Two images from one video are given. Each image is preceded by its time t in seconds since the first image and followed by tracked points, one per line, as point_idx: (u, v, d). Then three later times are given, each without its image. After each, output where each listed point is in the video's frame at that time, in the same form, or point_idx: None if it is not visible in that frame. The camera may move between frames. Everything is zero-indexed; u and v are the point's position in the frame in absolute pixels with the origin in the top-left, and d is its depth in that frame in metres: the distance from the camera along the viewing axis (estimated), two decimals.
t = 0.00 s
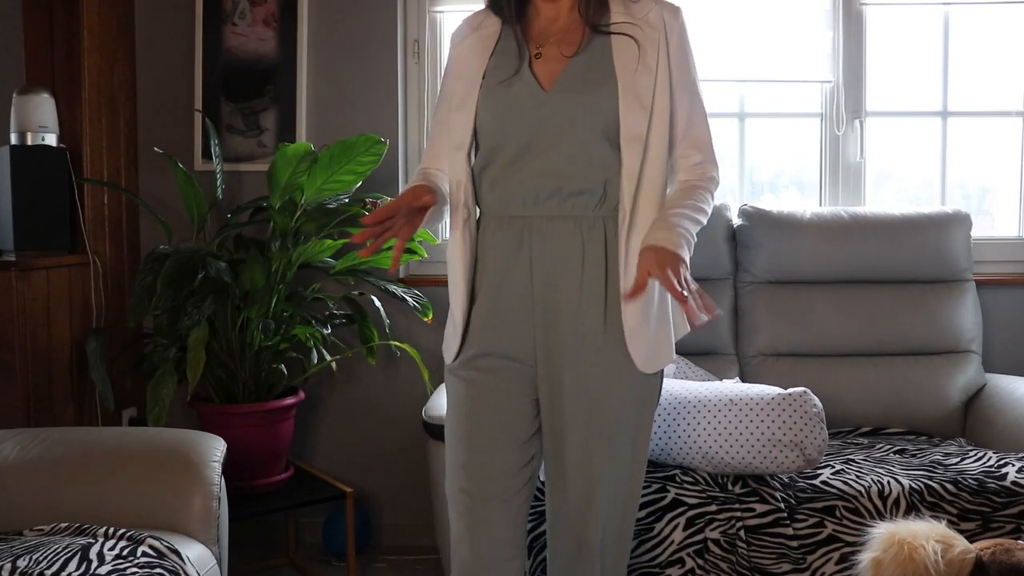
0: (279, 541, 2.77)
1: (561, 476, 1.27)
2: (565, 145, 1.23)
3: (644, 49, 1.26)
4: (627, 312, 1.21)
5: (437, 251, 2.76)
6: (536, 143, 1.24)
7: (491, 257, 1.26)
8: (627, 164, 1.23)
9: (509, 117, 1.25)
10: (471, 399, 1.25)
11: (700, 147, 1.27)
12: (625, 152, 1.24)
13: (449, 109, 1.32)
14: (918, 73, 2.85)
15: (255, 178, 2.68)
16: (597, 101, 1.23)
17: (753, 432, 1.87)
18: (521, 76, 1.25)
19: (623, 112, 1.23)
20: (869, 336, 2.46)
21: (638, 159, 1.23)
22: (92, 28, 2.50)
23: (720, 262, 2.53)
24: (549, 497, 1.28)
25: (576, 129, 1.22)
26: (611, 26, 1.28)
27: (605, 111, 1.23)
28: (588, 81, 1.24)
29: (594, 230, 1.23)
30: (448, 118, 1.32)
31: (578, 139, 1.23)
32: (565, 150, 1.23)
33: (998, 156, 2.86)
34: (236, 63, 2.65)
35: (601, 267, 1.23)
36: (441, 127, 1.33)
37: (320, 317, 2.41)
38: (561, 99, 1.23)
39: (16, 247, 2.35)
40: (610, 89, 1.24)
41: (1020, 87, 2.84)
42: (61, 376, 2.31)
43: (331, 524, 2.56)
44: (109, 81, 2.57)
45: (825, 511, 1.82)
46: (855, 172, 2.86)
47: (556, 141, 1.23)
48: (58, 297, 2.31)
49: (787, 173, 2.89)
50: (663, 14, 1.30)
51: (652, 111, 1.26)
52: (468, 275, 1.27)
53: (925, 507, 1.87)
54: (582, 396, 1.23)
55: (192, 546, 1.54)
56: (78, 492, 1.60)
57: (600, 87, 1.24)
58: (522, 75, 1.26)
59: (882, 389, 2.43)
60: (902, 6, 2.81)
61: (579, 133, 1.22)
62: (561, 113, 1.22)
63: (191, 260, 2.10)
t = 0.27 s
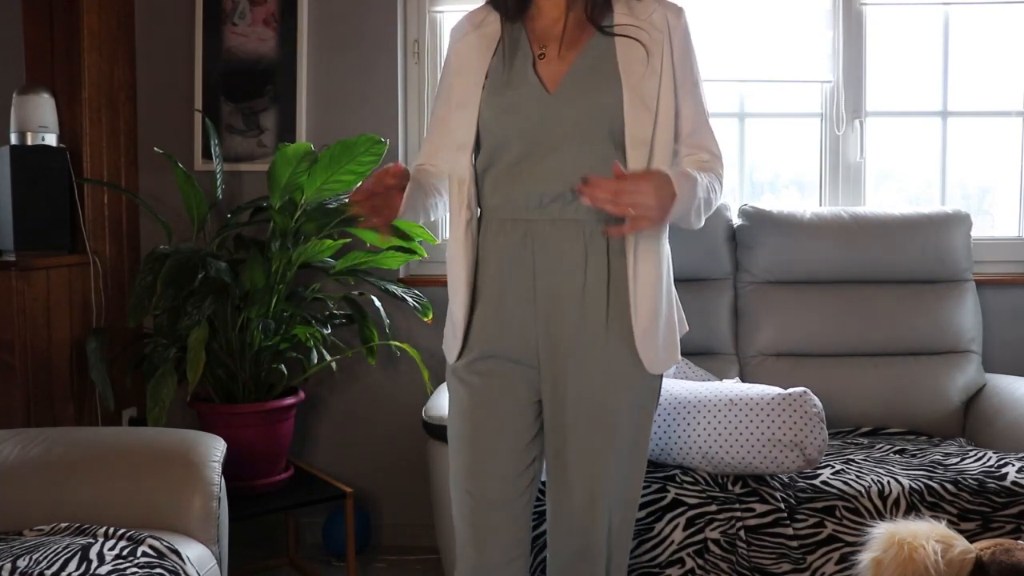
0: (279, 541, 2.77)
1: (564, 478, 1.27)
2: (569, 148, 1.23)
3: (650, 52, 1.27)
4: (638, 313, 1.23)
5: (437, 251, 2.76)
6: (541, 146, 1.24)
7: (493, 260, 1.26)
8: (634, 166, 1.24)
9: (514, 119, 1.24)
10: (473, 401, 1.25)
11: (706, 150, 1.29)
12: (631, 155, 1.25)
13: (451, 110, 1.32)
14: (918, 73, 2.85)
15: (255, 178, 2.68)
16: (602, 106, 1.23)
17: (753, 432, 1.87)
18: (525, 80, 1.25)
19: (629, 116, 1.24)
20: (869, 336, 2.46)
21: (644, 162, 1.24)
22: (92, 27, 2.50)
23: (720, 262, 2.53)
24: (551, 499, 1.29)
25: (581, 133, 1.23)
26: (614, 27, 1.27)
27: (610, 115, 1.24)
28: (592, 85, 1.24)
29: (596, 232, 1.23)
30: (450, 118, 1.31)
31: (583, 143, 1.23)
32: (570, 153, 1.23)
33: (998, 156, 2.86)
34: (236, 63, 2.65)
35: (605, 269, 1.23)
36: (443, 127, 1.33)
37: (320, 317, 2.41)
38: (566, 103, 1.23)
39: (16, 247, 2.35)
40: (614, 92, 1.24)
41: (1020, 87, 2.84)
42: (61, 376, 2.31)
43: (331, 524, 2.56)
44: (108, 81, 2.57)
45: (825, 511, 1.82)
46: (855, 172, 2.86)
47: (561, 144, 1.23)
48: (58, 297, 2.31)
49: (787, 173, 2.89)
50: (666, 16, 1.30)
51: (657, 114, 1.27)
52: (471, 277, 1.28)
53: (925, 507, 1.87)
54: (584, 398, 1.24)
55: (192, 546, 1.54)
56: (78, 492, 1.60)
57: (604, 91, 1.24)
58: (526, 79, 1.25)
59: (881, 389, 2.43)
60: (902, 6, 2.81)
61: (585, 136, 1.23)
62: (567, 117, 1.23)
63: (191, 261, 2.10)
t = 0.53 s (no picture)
0: (279, 541, 2.77)
1: (562, 478, 1.27)
2: (568, 149, 1.23)
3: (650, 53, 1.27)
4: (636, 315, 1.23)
5: (437, 251, 2.76)
6: (540, 146, 1.24)
7: (492, 260, 1.26)
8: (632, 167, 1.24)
9: (513, 118, 1.24)
10: (469, 400, 1.25)
11: (704, 152, 1.30)
12: (630, 156, 1.25)
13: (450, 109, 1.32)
14: (918, 72, 2.85)
15: (255, 178, 2.68)
16: (602, 106, 1.24)
17: (753, 432, 1.87)
18: (523, 79, 1.25)
19: (628, 116, 1.25)
20: (869, 336, 2.46)
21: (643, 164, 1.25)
22: (92, 27, 2.50)
23: (720, 262, 2.53)
24: (548, 499, 1.29)
25: (581, 133, 1.23)
26: (615, 27, 1.28)
27: (609, 115, 1.24)
28: (593, 85, 1.24)
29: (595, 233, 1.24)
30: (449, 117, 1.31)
31: (583, 143, 1.23)
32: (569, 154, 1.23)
33: (998, 156, 2.86)
34: (236, 62, 2.65)
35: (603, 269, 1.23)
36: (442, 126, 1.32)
37: (320, 317, 2.41)
38: (565, 102, 1.23)
39: (16, 247, 2.35)
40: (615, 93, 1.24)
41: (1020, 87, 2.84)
42: (61, 376, 2.31)
43: (331, 524, 2.56)
44: (109, 81, 2.57)
45: (825, 511, 1.82)
46: (855, 172, 2.86)
47: (561, 144, 1.23)
48: (58, 297, 2.31)
49: (787, 173, 2.89)
50: (666, 16, 1.30)
51: (655, 115, 1.27)
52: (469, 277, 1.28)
53: (925, 507, 1.87)
54: (583, 398, 1.24)
55: (192, 546, 1.54)
56: (78, 492, 1.60)
57: (604, 91, 1.24)
58: (524, 77, 1.25)
59: (881, 389, 2.43)
60: (902, 6, 2.81)
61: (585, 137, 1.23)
62: (567, 117, 1.23)
63: (191, 260, 2.10)
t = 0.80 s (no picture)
0: (279, 541, 2.77)
1: (561, 478, 1.27)
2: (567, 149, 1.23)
3: (648, 52, 1.26)
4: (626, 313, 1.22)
5: (437, 250, 2.76)
6: (539, 146, 1.24)
7: (490, 260, 1.26)
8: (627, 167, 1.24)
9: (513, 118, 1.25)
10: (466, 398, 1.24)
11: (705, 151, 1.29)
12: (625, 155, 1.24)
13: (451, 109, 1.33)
14: (918, 72, 2.85)
15: (255, 178, 2.68)
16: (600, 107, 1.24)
17: (753, 432, 1.87)
18: (523, 79, 1.26)
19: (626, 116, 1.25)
20: (869, 337, 2.46)
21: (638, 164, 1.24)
22: (92, 27, 2.50)
23: (720, 262, 2.53)
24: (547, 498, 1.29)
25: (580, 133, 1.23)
26: (615, 27, 1.27)
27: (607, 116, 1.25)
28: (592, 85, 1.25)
29: (594, 233, 1.24)
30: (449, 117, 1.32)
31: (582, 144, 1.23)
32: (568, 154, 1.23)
33: (998, 156, 2.86)
34: (236, 62, 2.65)
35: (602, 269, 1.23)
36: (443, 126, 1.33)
37: (320, 317, 2.42)
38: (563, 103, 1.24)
39: (16, 247, 2.35)
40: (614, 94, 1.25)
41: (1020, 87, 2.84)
42: (61, 376, 2.31)
43: (331, 524, 2.56)
44: (109, 81, 2.57)
45: (825, 511, 1.82)
46: (855, 172, 2.86)
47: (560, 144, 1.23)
48: (58, 297, 2.31)
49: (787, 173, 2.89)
50: (666, 16, 1.29)
51: (654, 114, 1.27)
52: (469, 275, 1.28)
53: (925, 507, 1.87)
54: (582, 398, 1.24)
55: (192, 546, 1.54)
56: (78, 492, 1.60)
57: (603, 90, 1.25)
58: (524, 78, 1.26)
59: (881, 389, 2.43)
60: (902, 6, 2.81)
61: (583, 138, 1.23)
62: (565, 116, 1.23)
63: (191, 260, 2.10)
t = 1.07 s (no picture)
0: (279, 541, 2.77)
1: (560, 477, 1.27)
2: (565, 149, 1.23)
3: (647, 53, 1.26)
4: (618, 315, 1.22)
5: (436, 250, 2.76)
6: (537, 147, 1.24)
7: (490, 260, 1.26)
8: (623, 168, 1.23)
9: (511, 119, 1.25)
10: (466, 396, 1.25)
11: (701, 153, 1.27)
12: (622, 157, 1.23)
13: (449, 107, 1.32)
14: (918, 72, 2.85)
15: (255, 178, 2.68)
16: (597, 108, 1.23)
17: (754, 432, 1.87)
18: (523, 79, 1.25)
19: (623, 117, 1.24)
20: (869, 337, 2.46)
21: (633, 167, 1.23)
22: (92, 27, 2.50)
23: (720, 262, 2.53)
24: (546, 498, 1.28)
25: (577, 133, 1.23)
26: (615, 28, 1.27)
27: (604, 117, 1.24)
28: (590, 86, 1.24)
29: (593, 234, 1.24)
30: (448, 117, 1.32)
31: (580, 144, 1.23)
32: (566, 154, 1.23)
33: (998, 156, 2.86)
34: (236, 62, 2.65)
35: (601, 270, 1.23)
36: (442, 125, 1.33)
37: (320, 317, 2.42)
38: (561, 103, 1.23)
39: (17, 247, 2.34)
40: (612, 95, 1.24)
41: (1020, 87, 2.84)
42: (61, 376, 2.31)
43: (331, 525, 2.56)
44: (108, 81, 2.57)
45: (825, 511, 1.82)
46: (855, 172, 2.86)
47: (558, 144, 1.23)
48: (58, 297, 2.31)
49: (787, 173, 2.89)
50: (665, 19, 1.29)
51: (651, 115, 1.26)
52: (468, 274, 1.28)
53: (925, 507, 1.87)
54: (582, 397, 1.24)
55: (192, 546, 1.54)
56: (78, 492, 1.60)
57: (601, 91, 1.24)
58: (523, 78, 1.25)
59: (881, 389, 2.43)
60: (902, 6, 2.81)
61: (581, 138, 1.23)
62: (563, 117, 1.23)
63: (191, 260, 2.10)
